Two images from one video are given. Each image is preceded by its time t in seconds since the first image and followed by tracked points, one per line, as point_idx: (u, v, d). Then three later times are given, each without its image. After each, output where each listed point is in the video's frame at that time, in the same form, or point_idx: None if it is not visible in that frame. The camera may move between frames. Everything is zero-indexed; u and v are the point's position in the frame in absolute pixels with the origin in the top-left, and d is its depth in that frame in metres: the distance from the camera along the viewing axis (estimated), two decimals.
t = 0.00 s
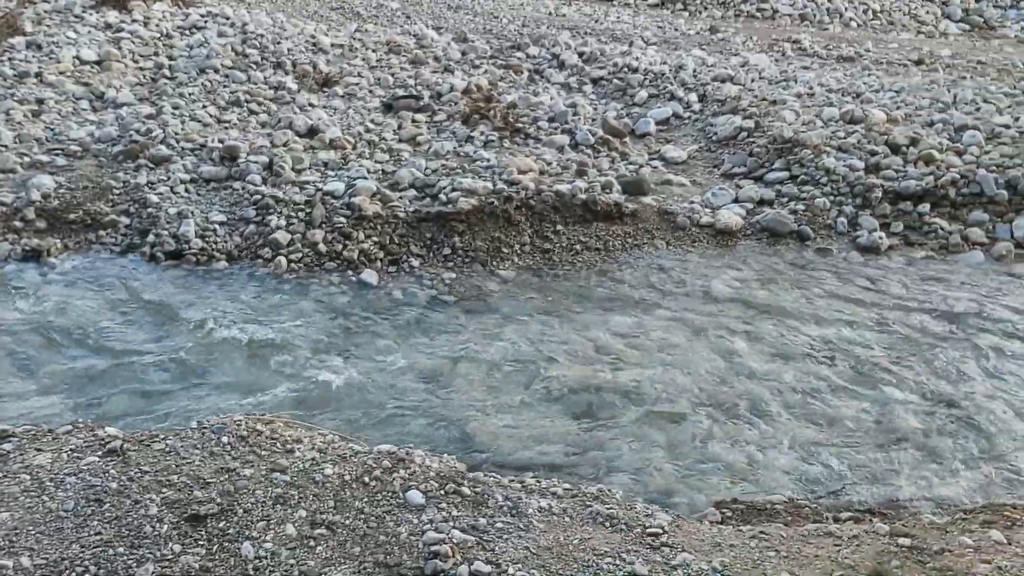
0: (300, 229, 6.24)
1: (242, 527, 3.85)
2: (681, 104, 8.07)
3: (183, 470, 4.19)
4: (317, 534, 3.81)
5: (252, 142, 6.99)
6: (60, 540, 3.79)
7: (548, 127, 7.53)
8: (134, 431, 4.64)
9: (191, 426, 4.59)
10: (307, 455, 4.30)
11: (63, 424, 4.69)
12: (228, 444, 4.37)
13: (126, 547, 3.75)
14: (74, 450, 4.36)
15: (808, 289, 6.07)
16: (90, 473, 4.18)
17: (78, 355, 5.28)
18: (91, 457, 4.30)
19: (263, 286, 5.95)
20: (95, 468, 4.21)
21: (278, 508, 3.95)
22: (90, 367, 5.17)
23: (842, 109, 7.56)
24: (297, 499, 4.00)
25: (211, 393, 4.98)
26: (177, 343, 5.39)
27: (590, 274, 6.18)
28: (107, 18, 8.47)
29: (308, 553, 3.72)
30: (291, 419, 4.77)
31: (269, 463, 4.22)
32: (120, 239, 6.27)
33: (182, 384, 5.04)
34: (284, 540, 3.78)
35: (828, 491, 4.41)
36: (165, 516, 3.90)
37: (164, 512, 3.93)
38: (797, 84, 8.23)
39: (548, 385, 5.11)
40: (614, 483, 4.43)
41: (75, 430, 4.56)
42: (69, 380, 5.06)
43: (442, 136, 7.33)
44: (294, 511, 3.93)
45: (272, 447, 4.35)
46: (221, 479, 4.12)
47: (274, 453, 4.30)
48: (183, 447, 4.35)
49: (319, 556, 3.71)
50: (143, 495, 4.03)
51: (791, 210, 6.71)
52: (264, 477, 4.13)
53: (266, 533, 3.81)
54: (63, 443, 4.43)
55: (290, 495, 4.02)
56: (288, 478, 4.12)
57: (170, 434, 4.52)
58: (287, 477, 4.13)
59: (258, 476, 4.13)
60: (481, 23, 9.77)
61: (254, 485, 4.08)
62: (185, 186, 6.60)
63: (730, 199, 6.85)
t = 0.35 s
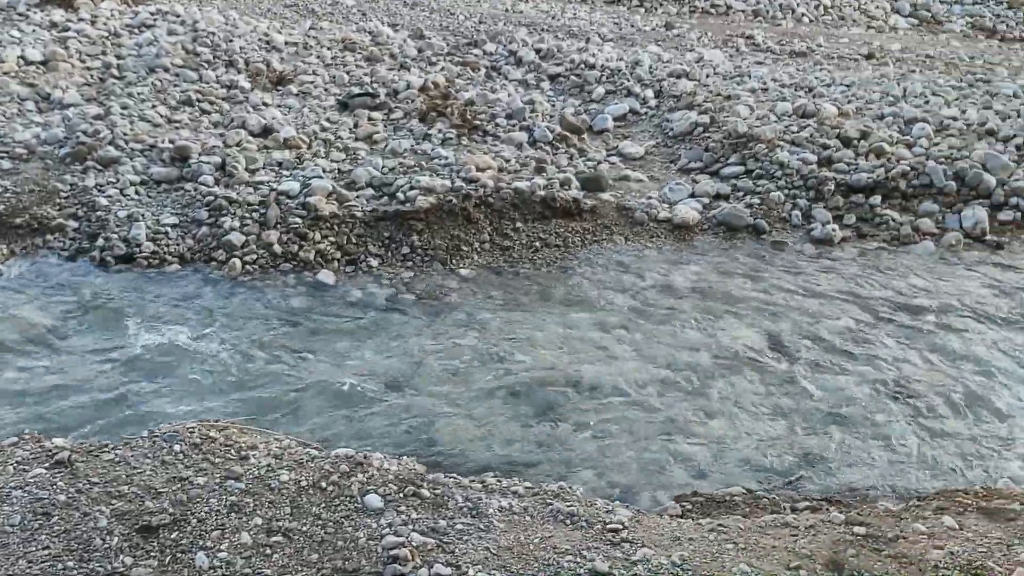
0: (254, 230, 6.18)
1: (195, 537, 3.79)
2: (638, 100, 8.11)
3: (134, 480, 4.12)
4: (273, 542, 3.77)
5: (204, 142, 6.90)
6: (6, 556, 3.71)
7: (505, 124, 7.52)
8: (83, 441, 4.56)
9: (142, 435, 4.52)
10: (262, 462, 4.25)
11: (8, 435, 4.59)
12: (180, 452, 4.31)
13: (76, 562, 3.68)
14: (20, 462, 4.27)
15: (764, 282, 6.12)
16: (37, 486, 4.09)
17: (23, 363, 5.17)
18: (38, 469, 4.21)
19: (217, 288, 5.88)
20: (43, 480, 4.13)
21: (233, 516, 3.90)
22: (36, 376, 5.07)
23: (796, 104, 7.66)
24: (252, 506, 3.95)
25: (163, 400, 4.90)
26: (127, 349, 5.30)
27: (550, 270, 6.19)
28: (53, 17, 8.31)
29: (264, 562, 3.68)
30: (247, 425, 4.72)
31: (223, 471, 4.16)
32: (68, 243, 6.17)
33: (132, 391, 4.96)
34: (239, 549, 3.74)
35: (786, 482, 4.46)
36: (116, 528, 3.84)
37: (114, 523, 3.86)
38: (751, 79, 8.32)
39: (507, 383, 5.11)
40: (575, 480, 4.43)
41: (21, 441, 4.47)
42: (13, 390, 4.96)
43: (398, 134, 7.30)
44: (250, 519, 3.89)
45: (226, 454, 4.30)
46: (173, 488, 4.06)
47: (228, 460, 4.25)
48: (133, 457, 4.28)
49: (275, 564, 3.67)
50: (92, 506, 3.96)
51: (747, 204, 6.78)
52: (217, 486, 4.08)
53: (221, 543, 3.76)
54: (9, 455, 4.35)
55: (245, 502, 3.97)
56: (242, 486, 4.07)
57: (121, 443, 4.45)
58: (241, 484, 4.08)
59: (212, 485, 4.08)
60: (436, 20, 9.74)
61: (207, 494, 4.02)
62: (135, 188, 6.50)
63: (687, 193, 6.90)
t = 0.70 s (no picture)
0: (217, 234, 6.12)
1: (158, 549, 3.74)
2: (603, 99, 8.15)
3: (94, 492, 4.06)
4: (238, 551, 3.71)
5: (164, 145, 6.82)
6: None
7: (471, 123, 7.52)
8: (41, 452, 4.48)
9: (102, 445, 4.46)
10: (227, 470, 4.21)
11: None
12: (141, 462, 4.25)
13: None
14: None
15: (730, 279, 6.17)
16: None
17: None
18: None
19: (180, 294, 5.82)
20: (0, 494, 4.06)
21: (197, 527, 3.85)
22: None
23: (759, 101, 7.73)
24: (217, 516, 3.90)
25: (123, 410, 4.84)
26: (87, 358, 5.23)
27: (518, 270, 6.19)
28: (7, 20, 8.18)
29: (229, 571, 3.62)
30: (211, 433, 4.66)
31: (186, 481, 4.11)
32: (25, 251, 6.08)
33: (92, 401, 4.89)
34: (204, 559, 3.68)
35: (754, 475, 4.49)
36: (76, 542, 3.78)
37: (74, 537, 3.80)
38: (714, 77, 8.39)
39: (476, 385, 5.09)
40: (544, 480, 4.43)
41: None
42: None
43: (363, 135, 7.26)
44: (214, 529, 3.83)
45: (188, 464, 4.25)
46: (135, 500, 4.00)
47: (191, 469, 4.21)
48: (93, 468, 4.23)
49: (240, 573, 3.62)
50: (52, 520, 3.89)
51: (712, 201, 6.82)
52: (180, 496, 4.03)
53: (184, 554, 3.71)
54: None
55: (209, 512, 3.92)
56: (206, 495, 4.02)
57: (80, 455, 4.39)
58: (205, 494, 4.03)
59: (175, 495, 4.03)
60: (400, 19, 9.70)
61: (169, 504, 3.97)
62: (93, 193, 6.42)
63: (653, 191, 6.93)
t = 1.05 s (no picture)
0: (182, 231, 6.06)
1: (124, 552, 3.70)
2: (572, 90, 8.18)
3: (58, 497, 4.01)
4: (206, 554, 3.68)
5: (127, 142, 6.74)
6: None
7: (439, 115, 7.51)
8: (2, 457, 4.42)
9: (66, 448, 4.41)
10: (193, 471, 4.17)
11: None
12: (106, 465, 4.21)
13: None
14: None
15: (699, 268, 6.20)
16: None
17: None
18: None
19: (145, 292, 5.76)
20: None
21: (163, 529, 3.81)
22: None
23: (726, 90, 7.79)
24: (183, 518, 3.87)
25: (87, 412, 4.78)
26: (49, 360, 5.16)
27: (489, 263, 6.19)
28: None
29: (197, 574, 3.59)
30: (178, 434, 4.63)
31: (152, 483, 4.08)
32: None
33: (55, 405, 4.82)
34: (171, 562, 3.64)
35: (725, 463, 4.53)
36: (40, 548, 3.74)
37: (38, 543, 3.76)
38: (682, 67, 8.46)
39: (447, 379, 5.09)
40: (518, 473, 4.43)
41: None
42: None
43: (330, 129, 7.23)
44: (181, 531, 3.80)
45: (154, 465, 4.21)
46: (99, 503, 3.96)
47: (157, 471, 4.17)
48: (57, 473, 4.18)
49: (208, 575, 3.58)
50: (15, 526, 3.85)
51: (680, 191, 6.85)
52: (146, 498, 3.98)
53: (151, 557, 3.67)
54: None
55: (176, 514, 3.88)
56: (172, 497, 3.98)
57: (44, 458, 4.33)
58: (171, 496, 4.00)
59: (141, 497, 3.99)
60: (367, 11, 9.65)
61: (135, 507, 3.93)
62: (55, 191, 6.34)
63: (622, 181, 6.96)
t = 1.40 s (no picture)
0: (150, 231, 6.01)
1: (93, 557, 3.65)
2: (544, 84, 8.22)
3: (24, 503, 3.95)
4: (176, 557, 3.64)
5: (92, 140, 6.67)
6: None
7: (410, 110, 7.50)
8: None
9: (32, 453, 4.35)
10: (162, 474, 4.13)
11: None
12: (73, 470, 4.16)
13: None
14: None
15: (671, 261, 6.23)
16: None
17: None
18: None
19: (113, 293, 5.70)
20: None
21: (132, 533, 3.77)
22: None
23: (696, 83, 7.86)
24: (153, 521, 3.82)
25: (53, 417, 4.72)
26: (13, 364, 5.09)
27: (462, 258, 6.19)
28: None
29: None
30: (147, 436, 4.58)
31: (120, 487, 4.03)
32: None
33: (19, 410, 4.76)
34: (140, 566, 3.60)
35: (699, 453, 4.55)
36: (6, 555, 3.68)
37: (4, 550, 3.70)
38: (653, 60, 8.55)
39: (420, 376, 5.08)
40: (493, 469, 4.43)
41: None
42: None
43: (299, 125, 7.19)
44: (150, 535, 3.75)
45: (122, 469, 4.17)
46: (66, 509, 3.91)
47: (125, 475, 4.12)
48: (23, 478, 4.12)
49: None
50: None
51: (652, 184, 6.88)
52: (114, 502, 3.94)
53: (120, 562, 3.62)
54: None
55: (144, 518, 3.84)
56: (140, 501, 3.94)
57: (10, 464, 4.28)
58: (139, 499, 3.95)
59: (108, 502, 3.94)
60: (337, 7, 9.61)
61: (103, 512, 3.89)
62: (19, 192, 6.26)
63: (595, 175, 6.97)
